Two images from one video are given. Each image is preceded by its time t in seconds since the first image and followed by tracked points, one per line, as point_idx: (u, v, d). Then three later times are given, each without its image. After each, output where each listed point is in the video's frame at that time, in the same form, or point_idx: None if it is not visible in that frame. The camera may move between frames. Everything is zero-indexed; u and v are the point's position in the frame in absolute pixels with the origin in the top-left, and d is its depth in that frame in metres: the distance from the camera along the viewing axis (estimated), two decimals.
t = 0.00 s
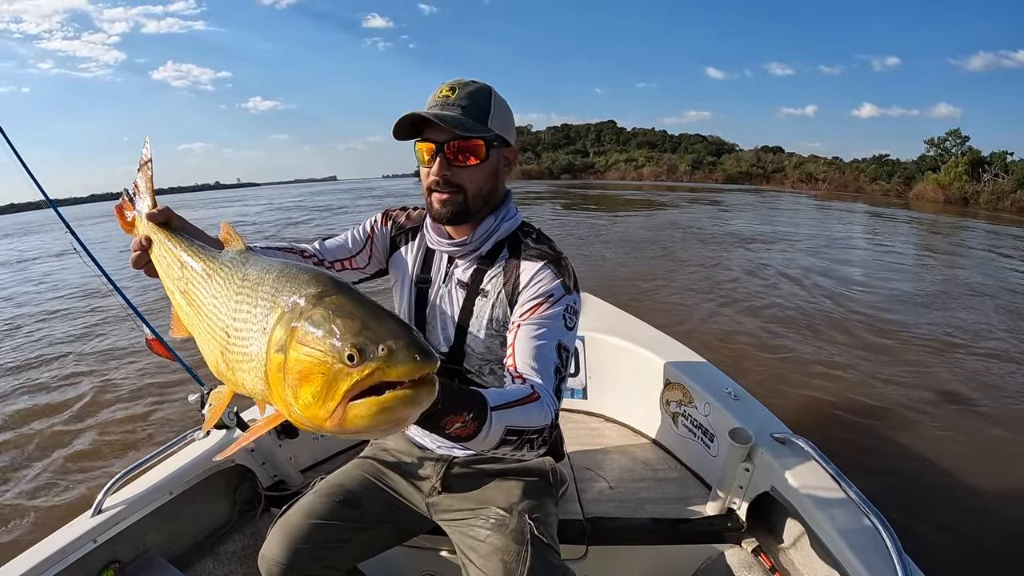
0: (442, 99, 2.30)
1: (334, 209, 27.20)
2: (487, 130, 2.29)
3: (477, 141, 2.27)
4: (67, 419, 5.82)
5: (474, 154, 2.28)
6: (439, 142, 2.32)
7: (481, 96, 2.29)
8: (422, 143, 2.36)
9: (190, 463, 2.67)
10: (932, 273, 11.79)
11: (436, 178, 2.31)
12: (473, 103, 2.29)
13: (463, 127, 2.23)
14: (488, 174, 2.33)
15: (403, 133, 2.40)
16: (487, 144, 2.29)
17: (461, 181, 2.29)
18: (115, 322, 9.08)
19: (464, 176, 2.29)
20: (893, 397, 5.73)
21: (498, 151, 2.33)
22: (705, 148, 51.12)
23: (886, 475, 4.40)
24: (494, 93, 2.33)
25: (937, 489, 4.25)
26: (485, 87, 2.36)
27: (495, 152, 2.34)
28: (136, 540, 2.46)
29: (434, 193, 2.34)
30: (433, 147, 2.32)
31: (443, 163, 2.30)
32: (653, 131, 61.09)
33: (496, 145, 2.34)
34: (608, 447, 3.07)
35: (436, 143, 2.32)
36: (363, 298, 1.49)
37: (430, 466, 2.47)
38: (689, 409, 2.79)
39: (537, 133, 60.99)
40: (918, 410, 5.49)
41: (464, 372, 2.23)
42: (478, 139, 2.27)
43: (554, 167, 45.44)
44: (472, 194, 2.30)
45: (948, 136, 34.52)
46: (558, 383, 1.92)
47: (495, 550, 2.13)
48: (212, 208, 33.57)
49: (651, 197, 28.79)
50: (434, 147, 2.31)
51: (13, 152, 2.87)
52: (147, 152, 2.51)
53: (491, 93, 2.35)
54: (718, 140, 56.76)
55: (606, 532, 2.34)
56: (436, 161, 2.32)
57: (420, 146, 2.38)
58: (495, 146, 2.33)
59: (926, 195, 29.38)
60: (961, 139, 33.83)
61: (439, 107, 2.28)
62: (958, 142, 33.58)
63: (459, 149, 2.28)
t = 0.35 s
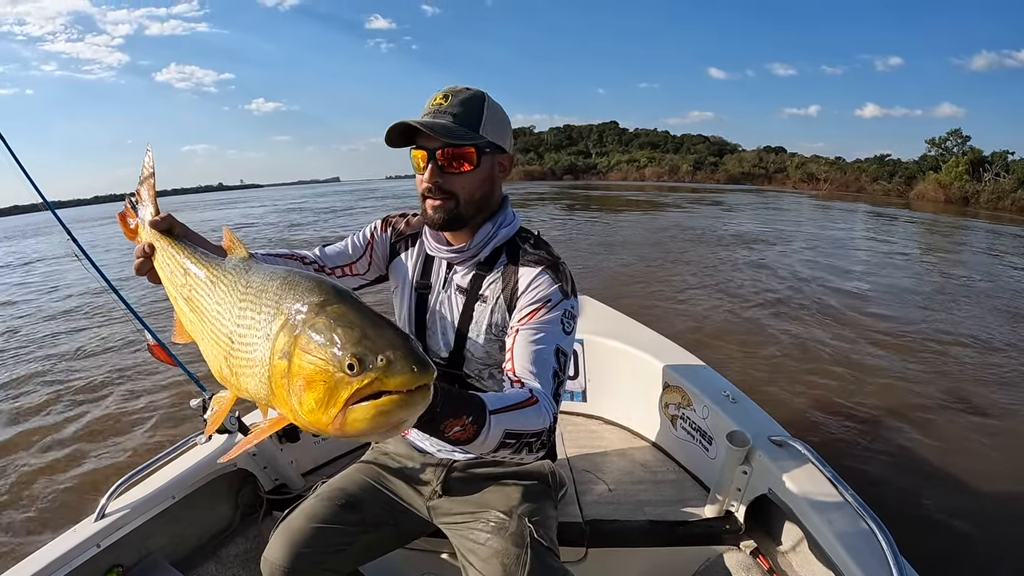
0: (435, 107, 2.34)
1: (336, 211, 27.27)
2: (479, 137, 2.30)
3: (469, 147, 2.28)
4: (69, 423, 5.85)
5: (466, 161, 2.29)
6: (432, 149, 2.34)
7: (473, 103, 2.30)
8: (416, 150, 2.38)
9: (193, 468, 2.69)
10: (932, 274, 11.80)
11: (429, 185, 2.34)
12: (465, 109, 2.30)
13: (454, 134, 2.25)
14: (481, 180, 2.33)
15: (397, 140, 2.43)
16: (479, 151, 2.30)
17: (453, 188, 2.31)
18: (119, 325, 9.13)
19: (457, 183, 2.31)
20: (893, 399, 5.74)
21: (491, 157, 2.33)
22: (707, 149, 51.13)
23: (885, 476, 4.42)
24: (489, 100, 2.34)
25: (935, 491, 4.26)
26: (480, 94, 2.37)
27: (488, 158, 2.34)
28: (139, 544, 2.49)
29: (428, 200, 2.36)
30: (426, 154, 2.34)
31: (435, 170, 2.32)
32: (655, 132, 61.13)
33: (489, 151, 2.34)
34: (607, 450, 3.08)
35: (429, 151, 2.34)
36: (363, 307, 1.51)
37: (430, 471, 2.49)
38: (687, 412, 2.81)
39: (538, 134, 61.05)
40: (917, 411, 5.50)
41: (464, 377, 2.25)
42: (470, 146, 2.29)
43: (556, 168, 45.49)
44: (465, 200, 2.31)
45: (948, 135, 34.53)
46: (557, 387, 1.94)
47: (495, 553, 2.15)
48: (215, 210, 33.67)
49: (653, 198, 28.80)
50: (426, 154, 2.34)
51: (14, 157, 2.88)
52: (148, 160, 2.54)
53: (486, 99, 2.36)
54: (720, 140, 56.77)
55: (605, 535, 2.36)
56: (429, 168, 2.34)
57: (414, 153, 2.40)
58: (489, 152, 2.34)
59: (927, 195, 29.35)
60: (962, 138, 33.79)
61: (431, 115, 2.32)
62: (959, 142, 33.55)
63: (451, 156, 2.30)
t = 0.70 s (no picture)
0: (435, 108, 2.33)
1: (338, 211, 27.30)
2: (479, 140, 2.29)
3: (468, 150, 2.28)
4: (70, 424, 5.85)
5: (465, 163, 2.29)
6: (431, 151, 2.33)
7: (474, 105, 2.30)
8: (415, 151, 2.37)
9: (193, 470, 2.70)
10: (933, 274, 11.79)
11: (428, 187, 2.33)
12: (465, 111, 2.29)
13: (453, 137, 2.24)
14: (480, 183, 2.33)
15: (396, 141, 2.42)
16: (478, 153, 2.30)
17: (452, 190, 2.30)
18: (120, 327, 9.13)
19: (455, 185, 2.30)
20: (894, 400, 5.72)
21: (490, 160, 2.33)
22: (709, 148, 51.12)
23: (886, 479, 4.40)
24: (489, 102, 2.34)
25: (936, 493, 4.25)
26: (480, 97, 2.36)
27: (487, 161, 2.34)
28: (140, 547, 2.49)
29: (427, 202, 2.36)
30: (425, 156, 2.34)
31: (434, 172, 2.31)
32: (656, 131, 61.02)
33: (488, 154, 2.33)
34: (607, 452, 3.08)
35: (428, 152, 2.33)
36: (365, 303, 1.51)
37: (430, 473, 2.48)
38: (687, 414, 2.80)
39: (540, 134, 61.00)
40: (918, 412, 5.49)
41: (463, 378, 2.25)
42: (469, 149, 2.28)
43: (557, 168, 45.55)
44: (464, 202, 2.31)
45: (950, 135, 34.42)
46: (558, 388, 1.94)
47: (495, 556, 2.15)
48: (217, 211, 33.73)
49: (654, 198, 28.77)
50: (426, 156, 2.33)
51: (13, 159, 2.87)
52: (147, 163, 2.54)
53: (486, 102, 2.35)
54: (722, 140, 56.66)
55: (605, 537, 2.35)
56: (428, 169, 2.34)
57: (414, 154, 2.39)
58: (488, 155, 2.33)
59: (927, 194, 29.30)
60: (963, 138, 33.74)
61: (431, 116, 2.31)
62: (960, 141, 33.50)
63: (450, 158, 2.29)
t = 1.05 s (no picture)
0: (437, 109, 2.33)
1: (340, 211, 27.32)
2: (473, 145, 2.27)
3: (460, 153, 2.25)
4: (73, 425, 5.87)
5: (457, 166, 2.26)
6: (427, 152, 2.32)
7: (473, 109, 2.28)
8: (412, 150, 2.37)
9: (194, 471, 2.71)
10: (935, 274, 11.76)
11: (421, 187, 2.34)
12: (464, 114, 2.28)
13: (445, 139, 2.23)
14: (473, 188, 2.30)
15: (399, 140, 2.44)
16: (472, 158, 2.27)
17: (444, 192, 2.30)
18: (122, 328, 9.16)
19: (446, 188, 2.29)
20: (896, 401, 5.71)
21: (485, 165, 2.29)
22: (711, 148, 51.08)
23: (888, 480, 4.40)
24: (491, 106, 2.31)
25: (938, 495, 4.24)
26: (483, 101, 2.34)
27: (482, 166, 2.30)
28: (141, 547, 2.50)
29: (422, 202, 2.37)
30: (421, 156, 2.34)
31: (426, 172, 2.31)
32: (659, 131, 61.01)
33: (484, 158, 2.30)
34: (608, 453, 3.08)
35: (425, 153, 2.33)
36: (367, 303, 1.52)
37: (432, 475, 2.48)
38: (688, 414, 2.80)
39: (541, 134, 60.98)
40: (920, 413, 5.48)
41: (464, 378, 2.25)
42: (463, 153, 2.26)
43: (559, 168, 45.59)
44: (453, 205, 2.29)
45: (951, 134, 34.33)
46: (559, 388, 1.94)
47: (497, 557, 2.15)
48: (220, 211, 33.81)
49: (656, 197, 28.75)
50: (422, 157, 2.34)
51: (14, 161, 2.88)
52: (148, 166, 2.56)
53: (488, 106, 2.32)
54: (724, 140, 56.55)
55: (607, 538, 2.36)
56: (422, 170, 2.33)
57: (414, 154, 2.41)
58: (483, 160, 2.30)
59: (929, 194, 29.24)
60: (965, 137, 33.66)
61: (431, 117, 2.31)
62: (962, 141, 33.42)
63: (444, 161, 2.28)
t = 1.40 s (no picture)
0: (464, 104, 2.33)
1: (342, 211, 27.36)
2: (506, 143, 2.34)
3: (497, 152, 2.31)
4: (74, 424, 5.89)
5: (492, 164, 2.32)
6: (459, 146, 2.33)
7: (503, 108, 2.34)
8: (441, 142, 2.34)
9: (194, 470, 2.73)
10: (935, 273, 11.76)
11: (451, 180, 2.32)
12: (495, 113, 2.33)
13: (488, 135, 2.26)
14: (501, 185, 2.37)
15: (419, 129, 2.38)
16: (505, 156, 2.34)
17: (477, 188, 2.32)
18: (123, 327, 9.18)
19: (478, 184, 2.32)
20: (895, 400, 5.72)
21: (513, 165, 2.38)
22: (713, 147, 51.08)
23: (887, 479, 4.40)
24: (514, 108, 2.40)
25: (938, 494, 4.25)
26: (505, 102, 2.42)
27: (509, 165, 2.38)
28: (141, 547, 2.52)
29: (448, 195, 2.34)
30: (452, 149, 2.33)
31: (460, 166, 2.32)
32: (660, 130, 60.99)
33: (511, 158, 2.39)
34: (607, 452, 3.10)
35: (455, 148, 2.32)
36: (375, 304, 1.53)
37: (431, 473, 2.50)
38: (685, 413, 2.81)
39: (542, 133, 61.00)
40: (920, 412, 5.48)
41: (464, 377, 2.26)
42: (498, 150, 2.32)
43: (561, 167, 45.62)
44: (483, 201, 2.33)
45: (952, 133, 34.25)
46: (559, 386, 1.96)
47: (496, 555, 2.16)
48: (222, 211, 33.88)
49: (657, 196, 28.74)
50: (452, 151, 2.33)
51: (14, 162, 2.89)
52: (153, 169, 2.57)
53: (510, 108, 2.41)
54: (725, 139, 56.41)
55: (605, 536, 2.37)
56: (453, 162, 2.33)
57: (436, 147, 2.37)
58: (511, 161, 2.38)
59: (929, 192, 29.21)
60: (966, 136, 33.61)
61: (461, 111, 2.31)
62: (962, 139, 33.39)
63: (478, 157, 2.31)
